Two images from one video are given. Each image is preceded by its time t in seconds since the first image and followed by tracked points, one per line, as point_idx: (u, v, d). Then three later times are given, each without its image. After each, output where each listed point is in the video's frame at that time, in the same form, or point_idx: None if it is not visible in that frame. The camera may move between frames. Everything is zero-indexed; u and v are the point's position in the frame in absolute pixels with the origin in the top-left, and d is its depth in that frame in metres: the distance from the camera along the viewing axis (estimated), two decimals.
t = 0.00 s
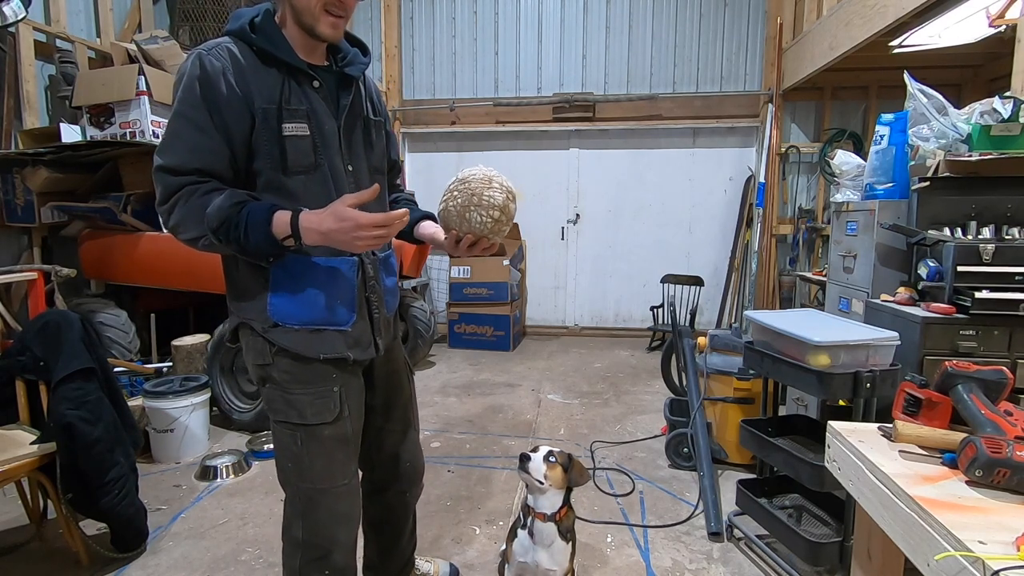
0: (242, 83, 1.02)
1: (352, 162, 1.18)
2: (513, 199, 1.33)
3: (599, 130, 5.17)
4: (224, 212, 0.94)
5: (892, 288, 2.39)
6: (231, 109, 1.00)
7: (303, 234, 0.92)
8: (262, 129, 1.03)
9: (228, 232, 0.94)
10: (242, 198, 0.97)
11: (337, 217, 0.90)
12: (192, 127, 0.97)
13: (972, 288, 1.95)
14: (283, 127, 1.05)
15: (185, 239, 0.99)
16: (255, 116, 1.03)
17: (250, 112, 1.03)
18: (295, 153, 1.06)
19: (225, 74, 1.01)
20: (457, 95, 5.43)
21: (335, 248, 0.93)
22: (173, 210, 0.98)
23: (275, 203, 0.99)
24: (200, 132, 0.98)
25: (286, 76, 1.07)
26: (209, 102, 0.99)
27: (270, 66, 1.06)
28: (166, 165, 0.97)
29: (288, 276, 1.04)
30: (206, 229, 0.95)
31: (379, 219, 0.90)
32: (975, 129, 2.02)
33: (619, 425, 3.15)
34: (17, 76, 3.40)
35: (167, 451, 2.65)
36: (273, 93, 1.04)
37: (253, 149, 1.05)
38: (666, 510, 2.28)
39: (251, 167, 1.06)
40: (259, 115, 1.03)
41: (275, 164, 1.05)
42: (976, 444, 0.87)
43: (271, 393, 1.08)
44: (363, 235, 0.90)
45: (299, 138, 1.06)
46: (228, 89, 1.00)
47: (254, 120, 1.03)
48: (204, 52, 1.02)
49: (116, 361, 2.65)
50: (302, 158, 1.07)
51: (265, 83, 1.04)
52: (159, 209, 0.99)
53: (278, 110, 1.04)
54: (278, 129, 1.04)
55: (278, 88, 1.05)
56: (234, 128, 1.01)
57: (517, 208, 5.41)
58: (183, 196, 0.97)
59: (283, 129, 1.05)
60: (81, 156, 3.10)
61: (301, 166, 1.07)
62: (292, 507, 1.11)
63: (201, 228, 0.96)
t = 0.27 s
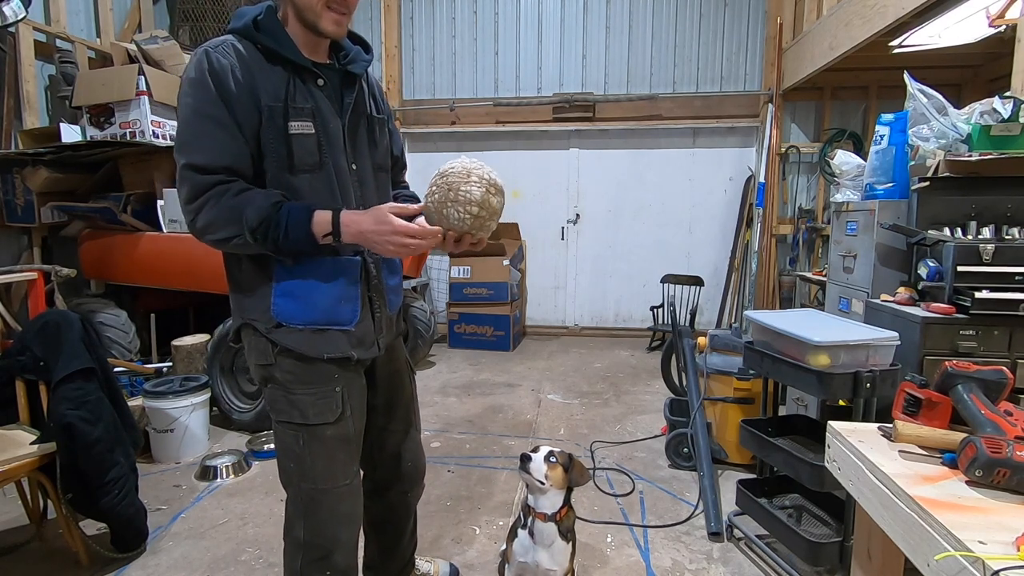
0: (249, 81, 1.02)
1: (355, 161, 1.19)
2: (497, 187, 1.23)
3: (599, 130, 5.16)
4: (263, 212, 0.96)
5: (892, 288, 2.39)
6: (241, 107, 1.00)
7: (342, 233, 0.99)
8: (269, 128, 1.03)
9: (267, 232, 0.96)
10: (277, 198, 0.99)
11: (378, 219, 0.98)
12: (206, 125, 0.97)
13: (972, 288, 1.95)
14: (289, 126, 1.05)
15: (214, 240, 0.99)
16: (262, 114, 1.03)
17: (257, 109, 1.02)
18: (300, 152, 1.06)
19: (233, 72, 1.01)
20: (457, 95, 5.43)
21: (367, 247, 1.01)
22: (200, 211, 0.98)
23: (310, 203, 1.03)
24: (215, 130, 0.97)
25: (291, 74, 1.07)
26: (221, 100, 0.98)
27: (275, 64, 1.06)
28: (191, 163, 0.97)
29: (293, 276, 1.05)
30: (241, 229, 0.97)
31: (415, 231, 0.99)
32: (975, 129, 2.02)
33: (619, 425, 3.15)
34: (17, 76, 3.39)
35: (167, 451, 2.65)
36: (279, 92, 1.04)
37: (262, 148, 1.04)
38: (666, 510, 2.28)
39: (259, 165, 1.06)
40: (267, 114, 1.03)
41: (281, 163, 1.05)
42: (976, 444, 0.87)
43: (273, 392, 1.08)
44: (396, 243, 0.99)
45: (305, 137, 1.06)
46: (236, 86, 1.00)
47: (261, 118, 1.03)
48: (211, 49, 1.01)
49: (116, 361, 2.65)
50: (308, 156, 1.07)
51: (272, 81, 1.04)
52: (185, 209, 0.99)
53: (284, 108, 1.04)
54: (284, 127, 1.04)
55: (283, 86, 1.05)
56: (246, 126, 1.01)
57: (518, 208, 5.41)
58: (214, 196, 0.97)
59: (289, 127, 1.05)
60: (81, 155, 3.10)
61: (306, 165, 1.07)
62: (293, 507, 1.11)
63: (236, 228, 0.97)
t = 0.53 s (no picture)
0: (255, 82, 1.02)
1: (358, 162, 1.19)
2: (473, 193, 1.11)
3: (599, 130, 5.16)
4: (285, 210, 0.98)
5: (892, 288, 2.39)
6: (248, 108, 1.00)
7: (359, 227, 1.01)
8: (273, 130, 1.03)
9: (288, 230, 0.98)
10: (295, 197, 1.00)
11: (386, 220, 0.99)
12: (216, 125, 0.97)
13: (972, 288, 1.95)
14: (293, 127, 1.05)
15: (232, 239, 0.99)
16: (266, 115, 1.02)
17: (263, 110, 1.02)
18: (303, 154, 1.06)
19: (239, 74, 1.01)
20: (457, 95, 5.43)
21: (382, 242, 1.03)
22: (216, 210, 0.97)
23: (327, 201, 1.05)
24: (225, 131, 0.97)
25: (295, 76, 1.07)
26: (229, 101, 0.98)
27: (279, 66, 1.06)
28: (206, 163, 0.96)
29: (297, 272, 1.05)
30: (262, 227, 0.97)
31: (422, 235, 0.99)
32: (975, 129, 2.02)
33: (619, 425, 3.15)
34: (17, 76, 3.40)
35: (167, 451, 2.65)
36: (283, 93, 1.05)
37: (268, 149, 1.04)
38: (666, 510, 2.28)
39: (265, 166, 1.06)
40: (272, 115, 1.03)
41: (286, 164, 1.05)
42: (976, 444, 0.87)
43: (273, 392, 1.08)
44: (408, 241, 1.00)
45: (310, 139, 1.06)
46: (242, 87, 1.00)
47: (267, 119, 1.03)
48: (216, 50, 1.01)
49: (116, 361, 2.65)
50: (311, 158, 1.07)
51: (276, 82, 1.04)
52: (200, 210, 0.99)
53: (288, 110, 1.04)
54: (288, 129, 1.05)
55: (288, 87, 1.05)
56: (253, 127, 1.01)
57: (518, 208, 5.41)
58: (232, 196, 0.97)
59: (294, 129, 1.05)
60: (81, 156, 3.10)
61: (310, 167, 1.07)
62: (293, 507, 1.11)
63: (257, 227, 0.97)
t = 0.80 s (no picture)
0: (253, 81, 1.02)
1: (357, 161, 1.18)
2: (473, 198, 1.11)
3: (599, 130, 5.16)
4: (282, 205, 0.97)
5: (892, 288, 2.39)
6: (245, 107, 1.00)
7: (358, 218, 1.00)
8: (270, 129, 1.03)
9: (286, 224, 0.97)
10: (292, 192, 1.00)
11: (384, 212, 0.99)
12: (213, 124, 0.97)
13: (972, 288, 1.95)
14: (291, 126, 1.05)
15: (231, 236, 0.99)
16: (264, 114, 1.02)
17: (261, 109, 1.02)
18: (301, 152, 1.06)
19: (237, 73, 1.01)
20: (457, 95, 5.43)
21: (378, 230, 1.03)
22: (215, 207, 0.98)
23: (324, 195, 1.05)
24: (222, 130, 0.97)
25: (293, 75, 1.07)
26: (227, 100, 0.98)
27: (278, 65, 1.06)
28: (205, 162, 0.97)
29: (295, 270, 1.05)
30: (261, 223, 0.97)
31: (415, 232, 1.01)
32: (975, 129, 2.02)
33: (619, 425, 3.15)
34: (17, 76, 3.40)
35: (167, 451, 2.65)
36: (281, 92, 1.05)
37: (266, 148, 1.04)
38: (666, 510, 2.28)
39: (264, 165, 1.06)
40: (270, 114, 1.03)
41: (284, 163, 1.05)
42: (976, 444, 0.87)
43: (271, 390, 1.08)
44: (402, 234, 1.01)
45: (308, 137, 1.06)
46: (240, 86, 1.00)
47: (265, 118, 1.03)
48: (215, 50, 1.01)
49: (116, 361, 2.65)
50: (310, 157, 1.07)
51: (275, 81, 1.04)
52: (198, 207, 0.99)
53: (285, 109, 1.04)
54: (286, 128, 1.04)
55: (286, 86, 1.05)
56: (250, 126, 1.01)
57: (518, 208, 5.41)
58: (229, 193, 0.97)
59: (292, 128, 1.05)
60: (81, 156, 3.10)
61: (308, 165, 1.07)
62: (291, 506, 1.11)
63: (256, 223, 0.97)
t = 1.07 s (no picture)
0: (252, 81, 1.02)
1: (357, 162, 1.18)
2: (472, 192, 1.10)
3: (599, 130, 5.16)
4: (278, 202, 0.97)
5: (892, 288, 2.39)
6: (244, 107, 1.00)
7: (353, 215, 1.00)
8: (268, 129, 1.03)
9: (282, 221, 0.97)
10: (288, 189, 1.00)
11: (382, 205, 0.99)
12: (211, 123, 0.97)
13: (972, 288, 1.95)
14: (289, 126, 1.05)
15: (228, 234, 0.99)
16: (263, 114, 1.02)
17: (259, 109, 1.03)
18: (299, 152, 1.06)
19: (236, 73, 1.01)
20: (457, 95, 5.43)
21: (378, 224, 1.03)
22: (212, 205, 0.98)
23: (320, 191, 1.05)
24: (219, 129, 0.98)
25: (292, 75, 1.07)
26: (225, 99, 0.99)
27: (278, 65, 1.06)
28: (202, 161, 0.97)
29: (294, 270, 1.05)
30: (256, 220, 0.97)
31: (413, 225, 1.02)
32: (975, 129, 2.02)
33: (619, 425, 3.15)
34: (17, 76, 3.40)
35: (167, 451, 2.65)
36: (281, 92, 1.05)
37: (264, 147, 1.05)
38: (666, 510, 2.28)
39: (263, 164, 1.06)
40: (269, 113, 1.03)
41: (282, 163, 1.05)
42: (977, 444, 0.87)
43: (271, 389, 1.08)
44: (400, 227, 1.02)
45: (306, 137, 1.06)
46: (239, 85, 1.00)
47: (263, 117, 1.03)
48: (215, 49, 1.02)
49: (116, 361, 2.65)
50: (308, 157, 1.07)
51: (274, 81, 1.04)
52: (196, 206, 0.99)
53: (284, 109, 1.04)
54: (284, 127, 1.04)
55: (285, 86, 1.05)
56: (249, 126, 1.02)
57: (518, 208, 5.41)
58: (225, 192, 0.97)
59: (290, 128, 1.05)
60: (81, 156, 3.10)
61: (306, 165, 1.07)
62: (290, 505, 1.11)
63: (252, 220, 0.97)
